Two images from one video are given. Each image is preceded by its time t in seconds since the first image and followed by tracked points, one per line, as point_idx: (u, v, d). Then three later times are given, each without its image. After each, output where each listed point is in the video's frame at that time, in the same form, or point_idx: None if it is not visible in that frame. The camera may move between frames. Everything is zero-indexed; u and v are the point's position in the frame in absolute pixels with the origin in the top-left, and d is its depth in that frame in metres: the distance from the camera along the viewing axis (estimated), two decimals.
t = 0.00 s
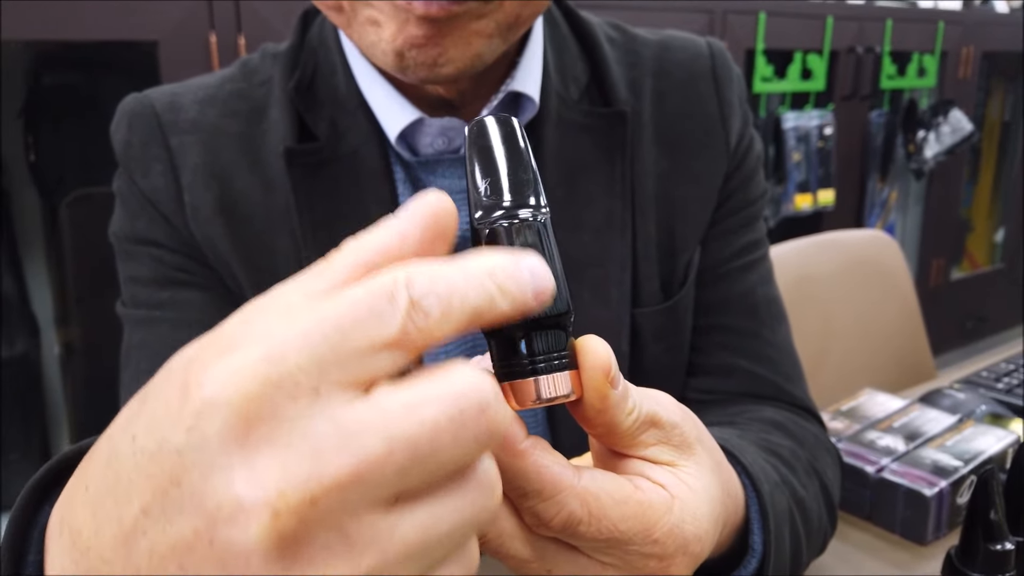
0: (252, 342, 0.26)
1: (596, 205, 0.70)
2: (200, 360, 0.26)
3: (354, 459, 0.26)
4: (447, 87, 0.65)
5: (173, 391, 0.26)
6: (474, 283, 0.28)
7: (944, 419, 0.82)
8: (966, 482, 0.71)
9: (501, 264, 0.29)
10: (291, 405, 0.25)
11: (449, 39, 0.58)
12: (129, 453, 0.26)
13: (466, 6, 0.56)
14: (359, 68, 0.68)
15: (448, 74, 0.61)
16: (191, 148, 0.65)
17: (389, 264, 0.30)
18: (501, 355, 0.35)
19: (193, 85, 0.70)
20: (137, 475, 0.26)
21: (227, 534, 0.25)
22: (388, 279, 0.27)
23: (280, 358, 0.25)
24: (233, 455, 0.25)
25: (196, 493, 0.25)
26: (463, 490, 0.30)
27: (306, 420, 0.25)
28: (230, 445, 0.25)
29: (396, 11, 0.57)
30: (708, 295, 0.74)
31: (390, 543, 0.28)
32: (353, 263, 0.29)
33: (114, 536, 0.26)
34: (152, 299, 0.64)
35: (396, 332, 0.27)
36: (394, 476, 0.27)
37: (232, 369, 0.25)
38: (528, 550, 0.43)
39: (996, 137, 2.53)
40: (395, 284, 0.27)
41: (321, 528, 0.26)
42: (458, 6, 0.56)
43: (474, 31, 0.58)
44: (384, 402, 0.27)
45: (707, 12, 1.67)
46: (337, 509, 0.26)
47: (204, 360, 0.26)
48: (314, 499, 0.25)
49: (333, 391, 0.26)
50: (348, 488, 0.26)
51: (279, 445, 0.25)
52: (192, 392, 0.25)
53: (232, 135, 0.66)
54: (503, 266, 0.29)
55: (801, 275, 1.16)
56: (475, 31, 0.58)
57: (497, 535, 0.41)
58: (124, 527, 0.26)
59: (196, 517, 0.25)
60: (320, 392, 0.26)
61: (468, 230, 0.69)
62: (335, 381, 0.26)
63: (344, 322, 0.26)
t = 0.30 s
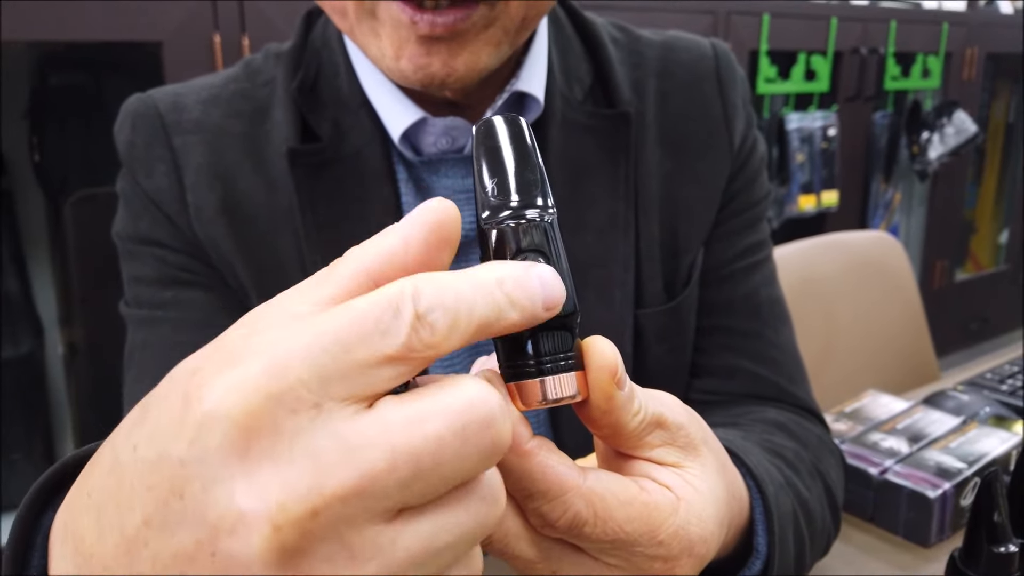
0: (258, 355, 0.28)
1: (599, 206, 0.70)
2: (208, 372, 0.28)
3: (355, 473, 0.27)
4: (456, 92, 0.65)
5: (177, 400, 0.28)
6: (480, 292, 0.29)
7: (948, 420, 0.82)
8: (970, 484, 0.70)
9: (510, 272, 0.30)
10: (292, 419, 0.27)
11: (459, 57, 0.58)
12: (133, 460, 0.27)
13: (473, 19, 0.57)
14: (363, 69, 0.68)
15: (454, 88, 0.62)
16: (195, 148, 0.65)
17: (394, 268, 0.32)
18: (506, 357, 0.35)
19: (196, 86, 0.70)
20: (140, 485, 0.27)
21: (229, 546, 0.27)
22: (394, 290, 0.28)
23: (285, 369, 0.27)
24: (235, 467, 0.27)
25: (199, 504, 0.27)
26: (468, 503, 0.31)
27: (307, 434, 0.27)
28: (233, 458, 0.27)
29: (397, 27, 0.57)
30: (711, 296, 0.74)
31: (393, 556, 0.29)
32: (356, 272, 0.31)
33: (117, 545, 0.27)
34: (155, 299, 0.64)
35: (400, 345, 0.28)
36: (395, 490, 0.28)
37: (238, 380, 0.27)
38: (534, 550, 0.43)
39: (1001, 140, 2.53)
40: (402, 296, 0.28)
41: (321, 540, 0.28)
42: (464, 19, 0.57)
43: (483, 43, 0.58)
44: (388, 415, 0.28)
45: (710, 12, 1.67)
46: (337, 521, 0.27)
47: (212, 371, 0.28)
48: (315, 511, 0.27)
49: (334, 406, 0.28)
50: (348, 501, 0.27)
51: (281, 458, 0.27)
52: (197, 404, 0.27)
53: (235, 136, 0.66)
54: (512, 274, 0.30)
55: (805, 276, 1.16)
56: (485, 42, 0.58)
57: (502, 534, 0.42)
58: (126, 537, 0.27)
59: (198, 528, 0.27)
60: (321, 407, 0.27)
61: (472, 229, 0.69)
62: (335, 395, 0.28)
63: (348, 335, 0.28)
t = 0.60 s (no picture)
0: (266, 323, 0.25)
1: (601, 208, 0.70)
2: (216, 340, 0.26)
3: (370, 433, 0.26)
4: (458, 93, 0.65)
5: (186, 369, 0.25)
6: (494, 265, 0.28)
7: (950, 422, 0.82)
8: (972, 485, 0.70)
9: (515, 246, 0.29)
10: (303, 386, 0.25)
11: (465, 56, 0.58)
12: (149, 437, 0.25)
13: (479, 19, 0.57)
14: (366, 70, 0.68)
15: (459, 88, 0.62)
16: (198, 149, 0.65)
17: (394, 243, 0.29)
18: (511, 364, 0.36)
19: (199, 87, 0.70)
20: (158, 455, 0.25)
21: (249, 507, 0.25)
22: (402, 264, 0.26)
23: (293, 342, 0.25)
24: (254, 430, 0.25)
25: (216, 468, 0.25)
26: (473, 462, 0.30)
27: (320, 398, 0.25)
28: (250, 420, 0.25)
29: (402, 26, 0.57)
30: (713, 298, 0.74)
31: (407, 515, 0.28)
32: (358, 243, 0.28)
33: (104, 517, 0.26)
34: (158, 300, 0.65)
35: (412, 316, 0.27)
36: (408, 449, 0.27)
37: (250, 350, 0.25)
38: (538, 559, 0.42)
39: (1003, 141, 2.53)
40: (411, 270, 0.27)
41: (339, 497, 0.26)
42: (471, 17, 0.57)
43: (490, 42, 0.58)
44: (397, 379, 0.27)
45: (712, 13, 1.67)
46: (354, 479, 0.26)
47: (222, 336, 0.26)
48: (333, 469, 0.26)
49: (347, 371, 0.26)
50: (364, 460, 0.26)
51: (296, 420, 0.25)
52: (211, 371, 0.25)
53: (238, 137, 0.66)
54: (518, 249, 0.29)
55: (807, 276, 1.15)
56: (492, 43, 0.59)
57: (507, 544, 0.41)
58: (140, 506, 0.25)
59: (216, 491, 0.25)
60: (335, 372, 0.26)
61: (474, 231, 0.69)
62: (347, 361, 0.26)
63: (360, 305, 0.26)
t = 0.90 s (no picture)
0: (216, 377, 0.26)
1: (601, 209, 0.70)
2: (176, 386, 0.27)
3: (292, 509, 0.26)
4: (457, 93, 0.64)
5: (132, 420, 0.26)
6: (477, 345, 0.28)
7: (952, 423, 0.82)
8: (973, 486, 0.70)
9: (502, 335, 0.29)
10: (237, 451, 0.26)
11: (463, 59, 0.58)
12: (87, 473, 0.26)
13: (477, 22, 0.57)
14: (366, 72, 0.68)
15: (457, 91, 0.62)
16: (199, 151, 0.65)
17: (382, 288, 0.30)
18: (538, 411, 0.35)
19: (200, 89, 0.70)
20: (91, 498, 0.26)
21: (164, 567, 0.25)
22: (374, 338, 0.28)
23: (241, 403, 0.26)
24: (174, 485, 0.25)
25: (137, 522, 0.25)
26: (429, 548, 0.29)
27: (247, 464, 0.26)
28: (173, 476, 0.25)
29: (400, 30, 0.57)
30: (714, 299, 0.74)
31: None
32: (340, 289, 0.30)
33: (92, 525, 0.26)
34: (160, 302, 0.65)
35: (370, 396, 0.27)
36: (337, 534, 0.27)
37: (189, 403, 0.26)
38: None
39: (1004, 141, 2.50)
40: (382, 345, 0.28)
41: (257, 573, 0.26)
42: (468, 22, 0.57)
43: (488, 47, 0.58)
44: (341, 454, 0.27)
45: (713, 13, 1.67)
46: (270, 559, 0.26)
47: (174, 380, 0.27)
48: (246, 547, 0.26)
49: (283, 444, 0.26)
50: (283, 538, 0.26)
51: (218, 485, 0.26)
52: (150, 424, 0.26)
53: (238, 139, 0.66)
54: (506, 338, 0.29)
55: (809, 277, 1.15)
56: (490, 46, 0.59)
57: None
58: (77, 543, 0.26)
59: (131, 550, 0.25)
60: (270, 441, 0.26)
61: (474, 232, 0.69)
62: (288, 432, 0.26)
63: (316, 372, 0.27)
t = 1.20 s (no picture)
0: (158, 405, 0.25)
1: (601, 210, 0.70)
2: (122, 413, 0.25)
3: (237, 548, 0.24)
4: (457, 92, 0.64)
5: (83, 446, 0.25)
6: (441, 359, 0.25)
7: (954, 424, 0.82)
8: (975, 487, 0.70)
9: (473, 335, 0.26)
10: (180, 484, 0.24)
11: (467, 52, 0.58)
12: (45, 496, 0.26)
13: (480, 17, 0.57)
14: (367, 72, 0.69)
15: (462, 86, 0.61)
16: (200, 151, 0.66)
17: (362, 308, 0.29)
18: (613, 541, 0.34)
19: (202, 89, 0.70)
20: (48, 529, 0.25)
21: None
22: (321, 353, 0.25)
23: (178, 433, 0.24)
24: (120, 519, 0.24)
25: (88, 555, 0.24)
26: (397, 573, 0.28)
27: (190, 500, 0.24)
28: (116, 508, 0.24)
29: (405, 22, 0.57)
30: (714, 300, 0.74)
31: None
32: (318, 315, 0.29)
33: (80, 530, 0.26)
34: (161, 302, 0.65)
35: (318, 418, 0.25)
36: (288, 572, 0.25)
37: (135, 432, 0.24)
38: None
39: (1007, 142, 2.52)
40: (329, 361, 0.25)
41: None
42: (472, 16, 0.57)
43: (490, 42, 0.59)
44: (291, 490, 0.25)
45: (715, 14, 1.67)
46: None
47: (122, 405, 0.26)
48: None
49: (228, 474, 0.25)
50: None
51: (164, 517, 0.24)
52: (96, 453, 0.24)
53: (239, 139, 0.66)
54: (476, 339, 0.26)
55: (811, 277, 1.15)
56: (492, 42, 0.59)
57: None
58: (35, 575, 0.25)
59: None
60: (213, 473, 0.25)
61: (474, 233, 0.69)
62: (229, 463, 0.25)
63: (254, 397, 0.24)
